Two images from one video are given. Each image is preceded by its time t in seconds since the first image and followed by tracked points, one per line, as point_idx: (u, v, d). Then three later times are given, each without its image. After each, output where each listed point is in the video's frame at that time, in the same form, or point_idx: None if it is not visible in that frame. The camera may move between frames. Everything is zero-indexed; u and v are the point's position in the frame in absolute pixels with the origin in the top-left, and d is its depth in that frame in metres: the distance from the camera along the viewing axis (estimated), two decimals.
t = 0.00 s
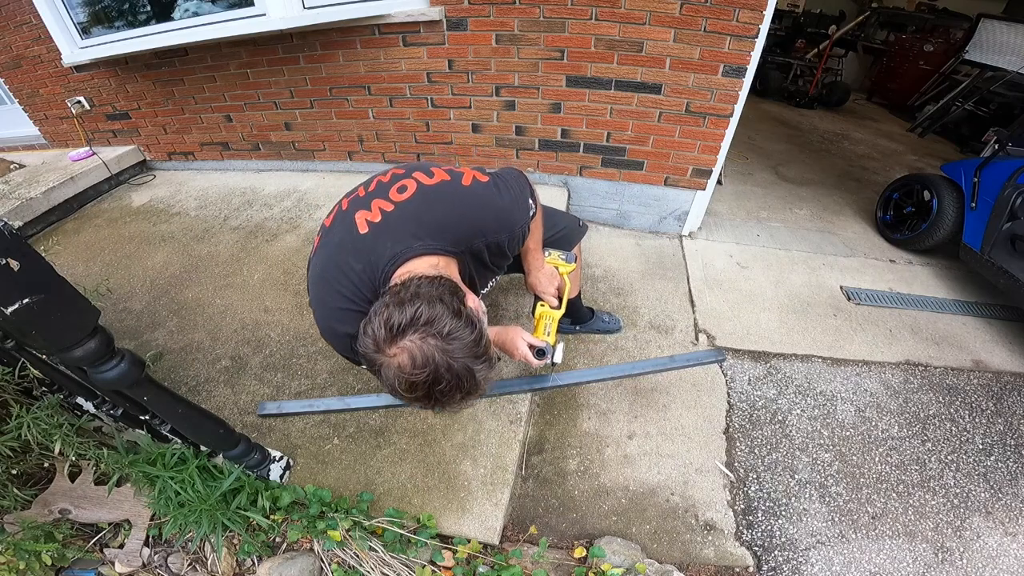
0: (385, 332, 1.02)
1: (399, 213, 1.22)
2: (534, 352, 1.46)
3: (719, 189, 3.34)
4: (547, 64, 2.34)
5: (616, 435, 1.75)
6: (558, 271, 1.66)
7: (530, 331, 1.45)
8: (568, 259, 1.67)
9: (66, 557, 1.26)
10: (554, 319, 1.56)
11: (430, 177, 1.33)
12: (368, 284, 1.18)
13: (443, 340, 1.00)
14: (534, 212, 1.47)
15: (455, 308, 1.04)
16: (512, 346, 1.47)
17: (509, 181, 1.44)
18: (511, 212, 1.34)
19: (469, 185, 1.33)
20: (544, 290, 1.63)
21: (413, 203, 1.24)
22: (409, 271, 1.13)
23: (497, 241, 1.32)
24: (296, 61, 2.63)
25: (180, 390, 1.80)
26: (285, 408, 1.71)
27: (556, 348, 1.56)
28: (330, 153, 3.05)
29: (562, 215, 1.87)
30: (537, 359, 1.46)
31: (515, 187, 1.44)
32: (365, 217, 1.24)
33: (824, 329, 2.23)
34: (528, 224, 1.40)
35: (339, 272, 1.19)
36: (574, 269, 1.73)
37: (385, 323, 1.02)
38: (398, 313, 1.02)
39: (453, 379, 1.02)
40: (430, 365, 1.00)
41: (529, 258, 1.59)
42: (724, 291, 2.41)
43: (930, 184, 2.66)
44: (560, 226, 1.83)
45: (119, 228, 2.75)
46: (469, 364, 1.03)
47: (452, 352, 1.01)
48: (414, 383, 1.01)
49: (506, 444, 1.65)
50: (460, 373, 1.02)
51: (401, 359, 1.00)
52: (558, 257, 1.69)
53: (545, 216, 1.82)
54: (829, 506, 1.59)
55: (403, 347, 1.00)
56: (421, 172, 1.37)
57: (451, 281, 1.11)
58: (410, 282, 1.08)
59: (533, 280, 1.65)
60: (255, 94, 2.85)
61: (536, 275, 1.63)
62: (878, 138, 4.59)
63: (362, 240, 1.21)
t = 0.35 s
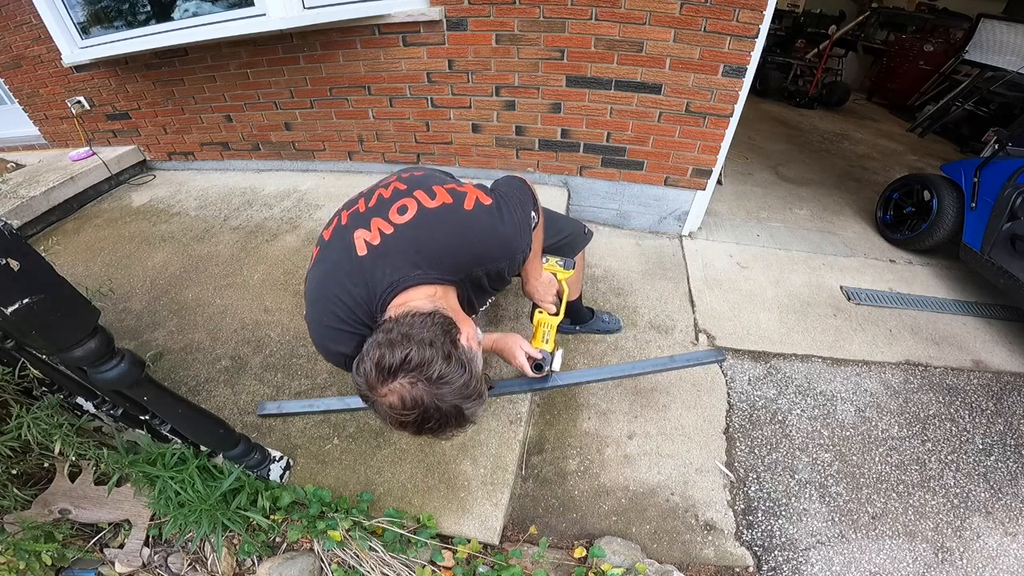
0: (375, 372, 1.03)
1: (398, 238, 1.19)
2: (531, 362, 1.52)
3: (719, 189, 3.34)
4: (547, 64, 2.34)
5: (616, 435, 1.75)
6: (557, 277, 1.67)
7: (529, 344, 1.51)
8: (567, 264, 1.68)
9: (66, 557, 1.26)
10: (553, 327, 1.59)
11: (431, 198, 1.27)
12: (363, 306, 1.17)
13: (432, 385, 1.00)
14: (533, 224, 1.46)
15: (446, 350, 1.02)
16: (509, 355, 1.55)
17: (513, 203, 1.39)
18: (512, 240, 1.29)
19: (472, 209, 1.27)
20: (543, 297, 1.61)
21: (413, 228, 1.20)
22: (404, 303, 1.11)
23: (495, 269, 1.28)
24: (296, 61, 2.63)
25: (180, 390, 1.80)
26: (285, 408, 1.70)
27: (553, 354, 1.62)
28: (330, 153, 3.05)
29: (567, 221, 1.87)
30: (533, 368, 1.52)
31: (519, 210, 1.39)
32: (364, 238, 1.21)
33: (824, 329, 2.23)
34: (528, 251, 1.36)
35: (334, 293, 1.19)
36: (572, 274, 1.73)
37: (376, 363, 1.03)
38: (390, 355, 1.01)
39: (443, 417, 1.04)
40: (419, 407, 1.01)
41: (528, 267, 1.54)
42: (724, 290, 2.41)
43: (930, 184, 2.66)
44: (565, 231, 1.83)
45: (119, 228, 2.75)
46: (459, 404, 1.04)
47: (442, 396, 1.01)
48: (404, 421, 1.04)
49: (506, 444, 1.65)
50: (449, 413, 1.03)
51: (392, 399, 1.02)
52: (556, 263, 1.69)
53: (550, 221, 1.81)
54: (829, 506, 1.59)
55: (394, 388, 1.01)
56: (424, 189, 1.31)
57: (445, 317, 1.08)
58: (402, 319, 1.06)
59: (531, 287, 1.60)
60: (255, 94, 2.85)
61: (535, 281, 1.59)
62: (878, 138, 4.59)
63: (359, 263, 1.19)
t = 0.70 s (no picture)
0: (366, 388, 1.04)
1: (395, 250, 1.17)
2: (531, 366, 1.56)
3: (719, 189, 3.34)
4: (547, 64, 2.34)
5: (616, 435, 1.75)
6: (558, 280, 1.67)
7: (528, 346, 1.53)
8: (569, 268, 1.68)
9: (66, 557, 1.26)
10: (553, 330, 1.63)
11: (431, 208, 1.25)
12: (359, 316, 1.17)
13: (422, 403, 1.02)
14: (533, 231, 1.45)
15: (437, 370, 1.02)
16: (509, 358, 1.56)
17: (513, 213, 1.36)
18: (511, 254, 1.27)
19: (471, 221, 1.25)
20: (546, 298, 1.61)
21: (410, 240, 1.18)
22: (399, 318, 1.10)
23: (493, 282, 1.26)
24: (296, 61, 2.63)
25: (180, 390, 1.80)
26: (285, 408, 1.69)
27: (552, 356, 1.65)
28: (330, 153, 3.05)
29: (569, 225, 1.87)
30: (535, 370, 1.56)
31: (519, 221, 1.36)
32: (361, 248, 1.20)
33: (824, 329, 2.23)
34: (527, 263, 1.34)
35: (330, 303, 1.18)
36: (574, 277, 1.74)
37: (368, 380, 1.04)
38: (381, 373, 1.03)
39: (431, 434, 1.06)
40: (408, 424, 1.04)
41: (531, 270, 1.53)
42: (724, 290, 2.41)
43: (930, 184, 2.66)
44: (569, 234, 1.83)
45: (119, 228, 2.75)
46: (448, 422, 1.05)
47: (431, 415, 1.03)
48: (393, 436, 1.07)
49: (505, 444, 1.65)
50: (438, 430, 1.05)
51: (382, 415, 1.04)
52: (557, 266, 1.69)
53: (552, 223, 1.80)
54: (829, 506, 1.59)
55: (384, 405, 1.03)
56: (423, 198, 1.29)
57: (439, 335, 1.08)
58: (395, 337, 1.06)
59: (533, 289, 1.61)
60: (255, 94, 2.85)
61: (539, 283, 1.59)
62: (878, 138, 4.59)
63: (355, 273, 1.18)
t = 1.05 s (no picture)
0: (365, 413, 1.08)
1: (391, 271, 1.16)
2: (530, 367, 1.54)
3: (719, 189, 3.34)
4: (547, 64, 2.34)
5: (616, 435, 1.75)
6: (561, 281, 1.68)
7: (528, 347, 1.53)
8: (571, 269, 1.69)
9: (66, 557, 1.26)
10: (555, 331, 1.64)
11: (428, 224, 1.22)
12: (357, 335, 1.18)
13: (420, 431, 1.06)
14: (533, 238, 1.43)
15: (434, 399, 1.05)
16: (509, 359, 1.56)
17: (513, 226, 1.33)
18: (511, 270, 1.25)
19: (469, 238, 1.21)
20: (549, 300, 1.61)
21: (406, 260, 1.17)
22: (396, 342, 1.12)
23: (491, 298, 1.26)
24: (296, 61, 2.63)
25: (180, 390, 1.80)
26: (285, 408, 1.70)
27: (552, 357, 1.65)
28: (330, 153, 3.05)
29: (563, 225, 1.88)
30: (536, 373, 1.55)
31: (519, 235, 1.32)
32: (358, 267, 1.19)
33: (824, 328, 2.23)
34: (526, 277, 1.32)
35: (329, 323, 1.19)
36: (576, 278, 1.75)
37: (367, 407, 1.07)
38: (379, 401, 1.06)
39: (429, 455, 1.11)
40: (407, 448, 1.09)
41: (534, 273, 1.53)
42: (724, 290, 2.41)
43: (929, 184, 2.66)
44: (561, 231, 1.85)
45: (119, 228, 2.75)
46: (446, 445, 1.10)
47: (429, 441, 1.07)
48: (393, 456, 1.12)
49: (505, 444, 1.65)
50: (436, 452, 1.11)
51: (381, 439, 1.09)
52: (560, 266, 1.71)
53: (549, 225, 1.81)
54: (829, 506, 1.59)
55: (383, 430, 1.08)
56: (420, 212, 1.25)
57: (436, 360, 1.10)
58: (393, 364, 1.09)
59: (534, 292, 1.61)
60: (255, 94, 2.85)
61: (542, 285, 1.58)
62: (878, 138, 4.59)
63: (352, 293, 1.18)
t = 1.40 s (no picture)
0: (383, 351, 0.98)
1: (384, 225, 1.16)
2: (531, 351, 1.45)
3: (719, 189, 3.34)
4: (547, 64, 2.34)
5: (616, 434, 1.75)
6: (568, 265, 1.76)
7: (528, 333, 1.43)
8: (576, 254, 1.79)
9: (66, 557, 1.26)
10: (560, 317, 1.62)
11: (409, 179, 1.25)
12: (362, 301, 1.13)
13: (445, 357, 0.96)
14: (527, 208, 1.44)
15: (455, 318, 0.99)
16: (508, 346, 1.44)
17: (494, 173, 1.38)
18: (501, 206, 1.29)
19: (453, 181, 1.27)
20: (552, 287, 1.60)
21: (397, 212, 1.18)
22: (405, 281, 1.08)
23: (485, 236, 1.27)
24: (296, 61, 2.63)
25: (180, 390, 1.80)
26: (285, 408, 1.70)
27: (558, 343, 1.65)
28: (330, 153, 3.05)
29: (560, 214, 1.78)
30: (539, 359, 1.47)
31: (503, 175, 1.38)
32: (349, 233, 1.18)
33: (824, 328, 2.23)
34: (519, 220, 1.35)
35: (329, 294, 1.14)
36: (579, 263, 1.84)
37: (386, 340, 0.98)
38: (400, 331, 0.97)
39: (462, 394, 0.99)
40: (436, 382, 0.96)
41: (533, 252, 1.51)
42: (724, 290, 2.41)
43: (929, 184, 2.66)
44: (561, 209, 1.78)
45: (120, 228, 2.75)
46: (476, 375, 0.99)
47: (458, 366, 0.97)
48: (420, 400, 0.98)
49: (505, 444, 1.65)
50: (468, 387, 0.99)
51: (407, 377, 0.97)
52: (564, 252, 1.79)
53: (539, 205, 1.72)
54: (829, 505, 1.59)
55: (407, 368, 0.96)
56: (398, 174, 1.29)
57: (449, 291, 1.05)
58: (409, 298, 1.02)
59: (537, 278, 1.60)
60: (255, 94, 2.85)
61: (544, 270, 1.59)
62: (878, 138, 4.59)
63: (349, 257, 1.15)
